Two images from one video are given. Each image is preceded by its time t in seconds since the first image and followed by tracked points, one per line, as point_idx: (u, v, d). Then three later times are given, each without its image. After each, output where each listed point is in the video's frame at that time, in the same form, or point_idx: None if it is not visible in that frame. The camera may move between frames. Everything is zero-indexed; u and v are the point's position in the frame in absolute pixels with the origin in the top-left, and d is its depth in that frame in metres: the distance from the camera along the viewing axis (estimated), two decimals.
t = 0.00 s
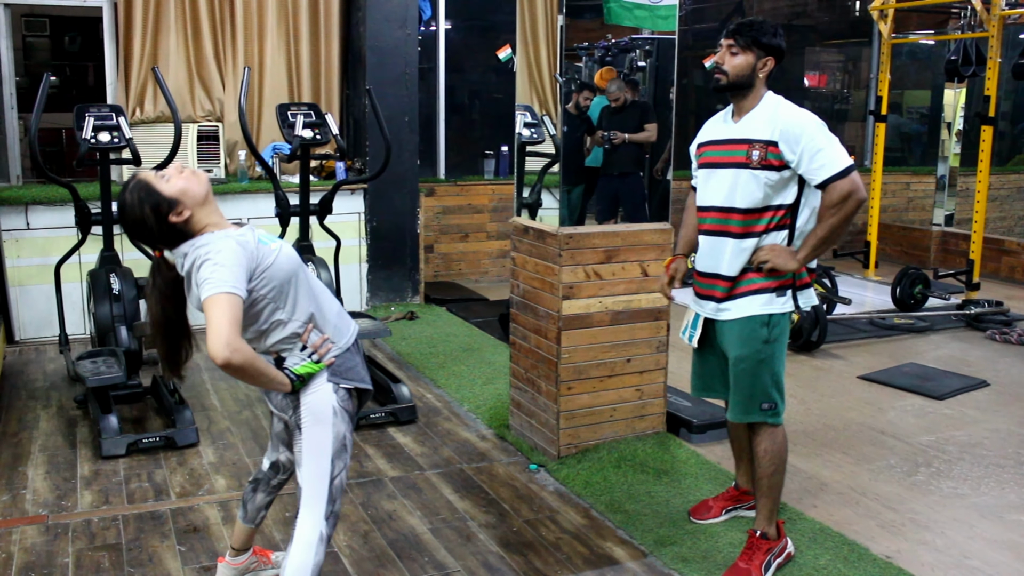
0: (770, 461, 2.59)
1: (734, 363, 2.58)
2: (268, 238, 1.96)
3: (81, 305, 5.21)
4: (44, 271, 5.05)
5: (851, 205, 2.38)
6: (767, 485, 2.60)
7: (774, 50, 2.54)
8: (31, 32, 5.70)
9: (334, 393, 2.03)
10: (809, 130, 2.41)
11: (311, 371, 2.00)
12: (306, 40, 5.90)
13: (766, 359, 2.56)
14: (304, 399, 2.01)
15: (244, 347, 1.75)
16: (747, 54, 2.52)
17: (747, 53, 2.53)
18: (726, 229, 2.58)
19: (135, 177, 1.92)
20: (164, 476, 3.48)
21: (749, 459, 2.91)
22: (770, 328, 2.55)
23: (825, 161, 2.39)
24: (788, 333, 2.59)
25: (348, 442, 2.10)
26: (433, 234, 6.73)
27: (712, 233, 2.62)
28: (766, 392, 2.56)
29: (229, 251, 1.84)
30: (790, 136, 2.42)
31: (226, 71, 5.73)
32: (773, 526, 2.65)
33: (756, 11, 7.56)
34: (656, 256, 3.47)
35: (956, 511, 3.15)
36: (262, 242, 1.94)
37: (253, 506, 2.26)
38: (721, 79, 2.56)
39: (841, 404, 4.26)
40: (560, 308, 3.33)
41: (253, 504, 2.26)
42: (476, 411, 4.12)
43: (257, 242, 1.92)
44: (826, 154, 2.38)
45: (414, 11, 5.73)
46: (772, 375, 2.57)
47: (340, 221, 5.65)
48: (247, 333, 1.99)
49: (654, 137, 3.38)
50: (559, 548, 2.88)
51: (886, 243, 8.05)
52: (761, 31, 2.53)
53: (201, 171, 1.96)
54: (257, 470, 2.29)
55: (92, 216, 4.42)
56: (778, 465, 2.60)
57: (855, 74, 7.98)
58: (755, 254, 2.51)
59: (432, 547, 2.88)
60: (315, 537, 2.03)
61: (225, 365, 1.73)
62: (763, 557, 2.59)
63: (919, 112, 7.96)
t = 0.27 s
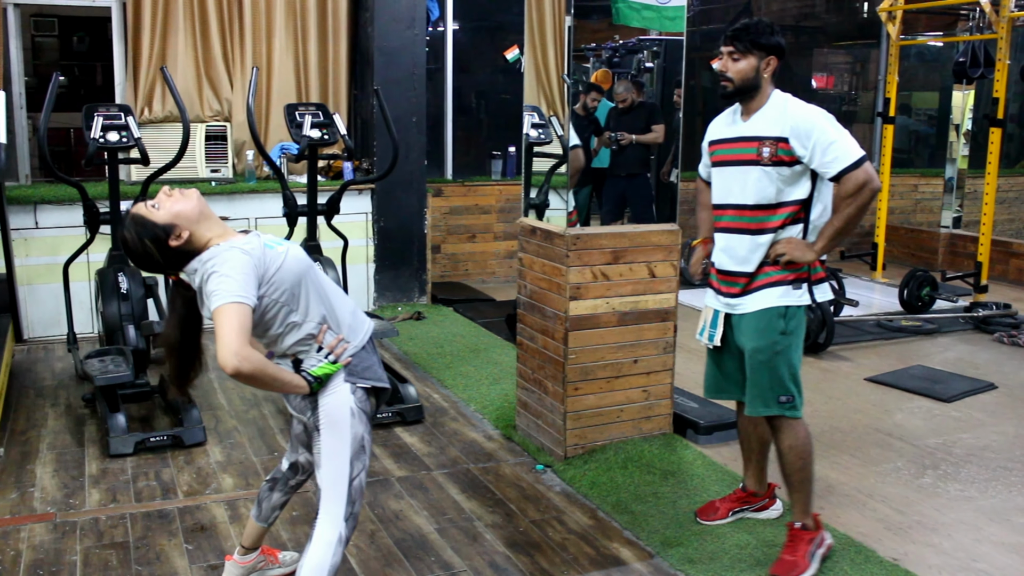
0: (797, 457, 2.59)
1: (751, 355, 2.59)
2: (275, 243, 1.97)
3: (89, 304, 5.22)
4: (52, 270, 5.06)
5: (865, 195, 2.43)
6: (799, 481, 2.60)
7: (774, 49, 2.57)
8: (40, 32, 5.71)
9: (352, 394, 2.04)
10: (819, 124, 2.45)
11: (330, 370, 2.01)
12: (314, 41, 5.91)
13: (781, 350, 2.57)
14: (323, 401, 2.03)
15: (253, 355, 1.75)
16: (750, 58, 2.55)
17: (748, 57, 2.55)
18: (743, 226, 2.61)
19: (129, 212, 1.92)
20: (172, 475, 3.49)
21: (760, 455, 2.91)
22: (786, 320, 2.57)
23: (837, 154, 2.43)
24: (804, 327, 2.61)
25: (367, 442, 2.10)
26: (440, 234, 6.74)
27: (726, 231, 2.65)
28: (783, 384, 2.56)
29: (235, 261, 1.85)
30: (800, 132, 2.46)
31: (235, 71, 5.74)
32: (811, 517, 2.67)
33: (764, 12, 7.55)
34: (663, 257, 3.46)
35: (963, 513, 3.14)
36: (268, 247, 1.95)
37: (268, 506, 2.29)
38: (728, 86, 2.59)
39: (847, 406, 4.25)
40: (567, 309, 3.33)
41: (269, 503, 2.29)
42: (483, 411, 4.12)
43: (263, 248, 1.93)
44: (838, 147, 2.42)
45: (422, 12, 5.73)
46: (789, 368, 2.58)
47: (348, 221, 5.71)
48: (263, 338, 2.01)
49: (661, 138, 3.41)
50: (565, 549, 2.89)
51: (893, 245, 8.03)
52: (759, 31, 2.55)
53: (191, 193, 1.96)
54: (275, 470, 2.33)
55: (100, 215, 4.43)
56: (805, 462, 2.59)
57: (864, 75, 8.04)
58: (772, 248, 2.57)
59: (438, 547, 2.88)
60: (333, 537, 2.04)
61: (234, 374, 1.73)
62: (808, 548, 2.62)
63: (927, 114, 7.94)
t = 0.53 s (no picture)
0: (825, 464, 2.62)
1: (777, 366, 2.61)
2: (286, 247, 1.97)
3: (98, 303, 5.24)
4: (61, 270, 5.08)
5: (886, 203, 2.41)
6: (826, 485, 2.62)
7: (800, 48, 2.56)
8: (49, 32, 5.71)
9: (367, 396, 2.06)
10: (842, 129, 2.43)
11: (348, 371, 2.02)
12: (323, 41, 5.92)
13: (808, 359, 2.58)
14: (339, 403, 2.04)
15: (267, 361, 1.75)
16: (774, 59, 2.55)
17: (773, 57, 2.55)
18: (761, 227, 2.63)
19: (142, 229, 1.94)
20: (180, 474, 3.50)
21: (772, 454, 2.92)
22: (811, 328, 2.58)
23: (859, 159, 2.42)
24: (830, 333, 2.61)
25: (383, 444, 2.12)
26: (448, 234, 6.75)
27: (749, 231, 2.67)
28: (810, 392, 2.58)
29: (246, 268, 1.85)
30: (822, 136, 2.45)
31: (243, 71, 5.76)
32: (835, 519, 2.69)
33: (773, 12, 7.53)
34: (671, 257, 3.46)
35: (971, 514, 3.13)
36: (280, 251, 1.95)
37: (282, 505, 2.32)
38: (752, 87, 2.59)
39: (856, 407, 4.25)
40: (575, 309, 3.33)
41: (283, 502, 2.31)
42: (490, 411, 4.13)
43: (275, 252, 1.94)
44: (860, 153, 2.41)
45: (430, 12, 5.74)
46: (816, 375, 2.58)
47: (356, 221, 5.71)
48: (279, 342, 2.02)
49: (669, 139, 3.37)
50: (573, 548, 2.89)
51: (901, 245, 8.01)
52: (784, 32, 2.54)
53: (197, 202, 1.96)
54: (291, 470, 2.35)
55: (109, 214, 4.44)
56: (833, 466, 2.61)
57: (872, 75, 7.90)
58: (790, 253, 2.57)
59: (446, 546, 2.89)
60: (350, 538, 2.05)
61: (249, 381, 1.73)
62: (832, 551, 2.63)
63: (936, 114, 7.92)
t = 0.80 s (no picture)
0: (835, 471, 2.62)
1: (792, 370, 2.63)
2: (300, 249, 1.97)
3: (102, 304, 5.25)
4: (65, 270, 5.09)
5: (911, 215, 2.42)
6: (836, 489, 2.62)
7: (822, 49, 2.55)
8: (54, 32, 5.74)
9: (380, 396, 2.06)
10: (868, 137, 2.43)
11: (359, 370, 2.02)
12: (326, 41, 5.93)
13: (824, 366, 2.59)
14: (351, 404, 2.04)
15: (282, 360, 1.76)
16: (796, 63, 2.54)
17: (795, 61, 2.55)
18: (783, 235, 2.65)
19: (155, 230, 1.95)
20: (184, 474, 3.51)
21: (771, 457, 2.93)
22: (828, 335, 2.59)
23: (885, 169, 2.42)
24: (848, 340, 2.62)
25: (394, 445, 2.12)
26: (451, 234, 6.75)
27: (771, 239, 2.69)
28: (825, 397, 2.60)
29: (260, 266, 1.86)
30: (848, 144, 2.45)
31: (248, 71, 5.76)
32: (839, 524, 2.68)
33: (776, 12, 7.52)
34: (674, 258, 3.46)
35: (975, 515, 3.13)
36: (294, 252, 1.96)
37: (289, 504, 2.32)
38: (775, 91, 2.59)
39: (860, 408, 4.24)
40: (578, 310, 3.33)
41: (291, 502, 2.31)
42: (494, 411, 4.13)
43: (288, 253, 1.95)
44: (887, 163, 2.41)
45: (433, 13, 5.74)
46: (832, 382, 2.60)
47: (360, 221, 5.69)
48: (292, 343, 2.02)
49: (674, 139, 3.35)
50: (576, 549, 2.89)
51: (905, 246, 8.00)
52: (805, 33, 2.54)
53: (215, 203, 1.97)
54: (299, 469, 2.35)
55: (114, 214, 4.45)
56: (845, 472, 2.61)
57: (876, 76, 7.90)
58: (813, 260, 2.59)
59: (449, 547, 2.89)
60: (359, 538, 2.05)
61: (263, 380, 1.73)
62: (836, 554, 2.63)
63: (940, 115, 7.90)
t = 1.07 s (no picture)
0: (839, 474, 2.62)
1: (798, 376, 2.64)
2: (325, 238, 1.98)
3: (104, 304, 5.26)
4: (67, 270, 5.10)
5: (920, 224, 2.41)
6: (839, 495, 2.62)
7: (831, 56, 2.55)
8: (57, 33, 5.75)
9: (383, 395, 2.06)
10: (878, 147, 2.43)
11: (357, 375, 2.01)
12: (330, 43, 5.94)
13: (830, 372, 2.60)
14: (353, 399, 2.04)
15: (296, 343, 1.77)
16: (805, 70, 2.54)
17: (803, 68, 2.55)
18: (792, 241, 2.65)
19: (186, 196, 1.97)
20: (185, 475, 3.51)
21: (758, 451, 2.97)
22: (834, 342, 2.59)
23: (894, 179, 2.42)
24: (855, 347, 2.62)
25: (393, 445, 2.12)
26: (453, 237, 6.75)
27: (780, 245, 2.69)
28: (831, 404, 2.60)
29: (286, 246, 1.87)
30: (858, 153, 2.45)
31: (251, 73, 5.76)
32: (840, 529, 2.68)
33: (779, 17, 7.52)
34: (676, 262, 3.47)
35: (975, 521, 3.12)
36: (319, 240, 1.96)
37: (285, 504, 2.32)
38: (784, 98, 2.60)
39: (861, 413, 4.24)
40: (580, 313, 3.34)
41: (287, 501, 2.32)
42: (495, 414, 4.13)
43: (314, 240, 1.95)
44: (896, 173, 2.41)
45: (437, 16, 5.75)
46: (838, 388, 2.60)
47: (362, 223, 5.74)
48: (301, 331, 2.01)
49: (676, 143, 3.38)
50: (576, 552, 2.89)
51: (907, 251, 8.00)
52: (814, 39, 2.54)
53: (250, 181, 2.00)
54: (293, 469, 2.35)
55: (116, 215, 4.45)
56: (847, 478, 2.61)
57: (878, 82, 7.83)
58: (819, 268, 2.59)
59: (449, 549, 2.89)
60: (353, 536, 2.05)
61: (275, 359, 1.74)
62: (836, 559, 2.62)
63: (942, 121, 7.90)
